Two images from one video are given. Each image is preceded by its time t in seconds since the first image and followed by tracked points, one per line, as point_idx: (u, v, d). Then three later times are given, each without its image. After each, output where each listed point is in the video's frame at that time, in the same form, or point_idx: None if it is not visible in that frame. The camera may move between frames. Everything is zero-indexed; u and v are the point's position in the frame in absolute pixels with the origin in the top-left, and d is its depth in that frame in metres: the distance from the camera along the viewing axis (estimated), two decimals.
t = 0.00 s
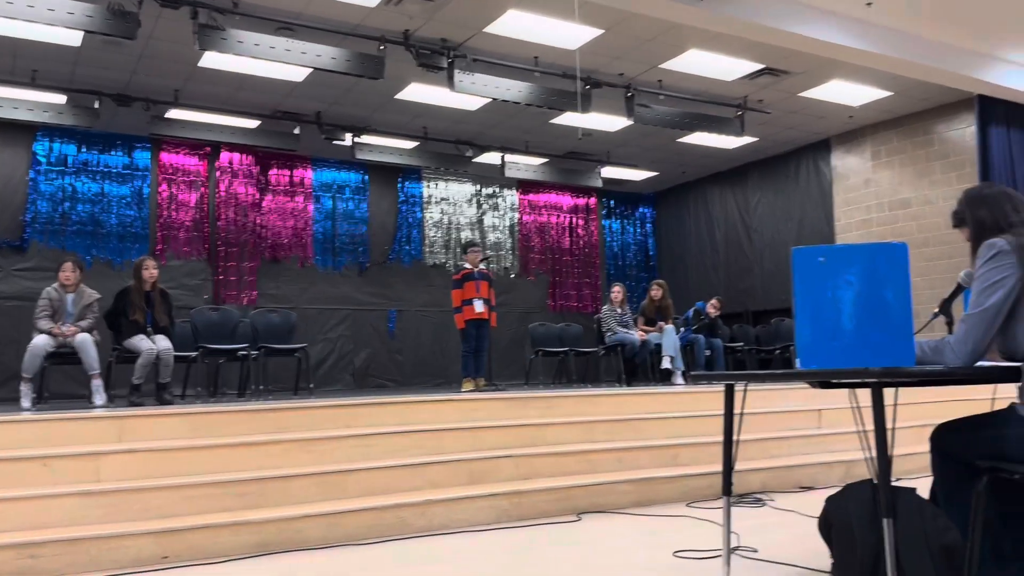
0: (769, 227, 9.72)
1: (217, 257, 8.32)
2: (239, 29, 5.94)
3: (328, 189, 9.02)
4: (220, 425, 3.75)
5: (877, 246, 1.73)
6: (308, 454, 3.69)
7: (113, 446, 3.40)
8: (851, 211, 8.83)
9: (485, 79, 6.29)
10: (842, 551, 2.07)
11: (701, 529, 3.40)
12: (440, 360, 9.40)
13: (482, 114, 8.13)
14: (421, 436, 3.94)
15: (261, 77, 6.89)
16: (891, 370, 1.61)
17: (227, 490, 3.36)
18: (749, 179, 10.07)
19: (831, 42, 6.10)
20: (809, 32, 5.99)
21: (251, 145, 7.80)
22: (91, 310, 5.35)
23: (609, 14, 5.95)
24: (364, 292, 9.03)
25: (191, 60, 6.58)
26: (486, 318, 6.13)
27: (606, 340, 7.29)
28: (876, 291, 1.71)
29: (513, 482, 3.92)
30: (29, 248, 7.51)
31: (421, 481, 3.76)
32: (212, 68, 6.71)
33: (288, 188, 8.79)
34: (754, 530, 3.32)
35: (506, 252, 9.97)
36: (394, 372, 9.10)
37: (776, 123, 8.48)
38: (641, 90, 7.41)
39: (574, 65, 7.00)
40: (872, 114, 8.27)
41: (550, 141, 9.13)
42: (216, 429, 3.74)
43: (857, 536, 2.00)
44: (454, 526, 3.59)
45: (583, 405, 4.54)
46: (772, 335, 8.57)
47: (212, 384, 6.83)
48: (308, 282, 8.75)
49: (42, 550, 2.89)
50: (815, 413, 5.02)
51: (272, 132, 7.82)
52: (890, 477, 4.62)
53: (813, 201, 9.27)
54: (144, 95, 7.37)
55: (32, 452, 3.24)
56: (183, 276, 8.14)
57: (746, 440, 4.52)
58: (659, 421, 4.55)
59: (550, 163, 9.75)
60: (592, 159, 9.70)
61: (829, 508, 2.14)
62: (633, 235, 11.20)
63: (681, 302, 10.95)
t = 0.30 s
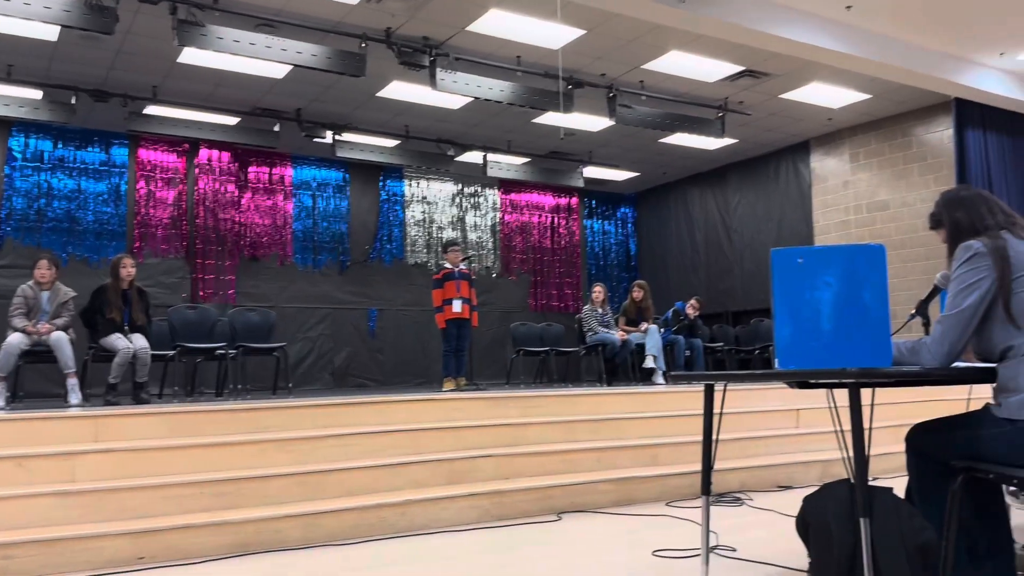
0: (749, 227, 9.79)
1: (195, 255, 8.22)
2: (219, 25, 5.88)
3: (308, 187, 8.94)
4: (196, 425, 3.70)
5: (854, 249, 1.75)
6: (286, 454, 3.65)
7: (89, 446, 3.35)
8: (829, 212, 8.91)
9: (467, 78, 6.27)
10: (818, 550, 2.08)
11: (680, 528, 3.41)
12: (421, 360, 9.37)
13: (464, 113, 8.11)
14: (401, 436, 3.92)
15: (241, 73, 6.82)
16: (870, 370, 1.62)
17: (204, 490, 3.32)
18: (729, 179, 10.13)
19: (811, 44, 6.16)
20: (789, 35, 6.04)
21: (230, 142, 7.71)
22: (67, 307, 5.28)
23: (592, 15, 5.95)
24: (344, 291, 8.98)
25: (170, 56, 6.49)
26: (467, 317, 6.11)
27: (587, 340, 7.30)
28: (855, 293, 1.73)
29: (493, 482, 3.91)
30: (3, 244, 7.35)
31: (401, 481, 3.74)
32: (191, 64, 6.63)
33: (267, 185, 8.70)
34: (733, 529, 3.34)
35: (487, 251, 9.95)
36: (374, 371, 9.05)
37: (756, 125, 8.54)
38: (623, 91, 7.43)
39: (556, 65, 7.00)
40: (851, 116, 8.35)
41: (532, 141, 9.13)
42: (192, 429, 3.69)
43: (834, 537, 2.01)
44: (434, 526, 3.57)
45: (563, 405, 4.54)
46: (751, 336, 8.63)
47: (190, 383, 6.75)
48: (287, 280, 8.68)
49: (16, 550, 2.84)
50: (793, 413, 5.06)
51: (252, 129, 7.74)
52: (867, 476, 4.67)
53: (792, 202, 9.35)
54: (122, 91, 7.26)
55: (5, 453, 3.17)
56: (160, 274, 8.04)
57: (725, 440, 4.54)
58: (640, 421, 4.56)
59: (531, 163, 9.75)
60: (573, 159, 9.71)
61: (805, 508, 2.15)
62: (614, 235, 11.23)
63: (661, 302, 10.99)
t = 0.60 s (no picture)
0: (735, 228, 9.84)
1: (180, 254, 8.16)
2: (205, 23, 5.83)
3: (294, 186, 8.88)
4: (182, 425, 3.66)
5: (839, 249, 1.76)
6: (273, 454, 3.63)
7: (72, 446, 3.31)
8: (815, 213, 8.97)
9: (455, 77, 6.26)
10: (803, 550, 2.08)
11: (667, 528, 3.42)
12: (409, 360, 9.34)
13: (452, 113, 8.09)
14: (388, 436, 3.90)
15: (227, 71, 6.77)
16: (855, 371, 1.63)
17: (189, 491, 3.29)
18: (716, 180, 10.18)
19: (798, 46, 6.19)
20: (776, 37, 6.07)
21: (216, 140, 7.65)
22: (51, 307, 5.23)
23: (580, 15, 5.96)
24: (332, 291, 8.95)
25: (156, 54, 6.44)
26: (455, 317, 6.10)
27: (574, 340, 7.30)
28: (840, 294, 1.73)
29: (481, 482, 3.90)
30: None
31: (388, 481, 3.72)
32: (177, 62, 6.57)
33: (254, 184, 8.64)
34: (719, 529, 3.35)
35: (475, 251, 9.93)
36: (361, 371, 9.02)
37: (743, 126, 8.57)
38: (611, 91, 7.44)
39: (544, 66, 7.00)
40: (837, 118, 8.40)
41: (520, 141, 9.12)
42: (178, 429, 3.66)
43: (820, 536, 2.02)
44: (420, 527, 3.56)
45: (550, 405, 4.54)
46: (738, 336, 8.67)
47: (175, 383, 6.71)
48: (273, 280, 8.64)
49: None
50: (779, 413, 5.09)
51: (238, 128, 7.69)
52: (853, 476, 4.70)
53: (778, 203, 9.40)
54: (106, 89, 7.19)
55: None
56: (146, 274, 7.99)
57: (712, 440, 4.55)
58: (627, 421, 4.57)
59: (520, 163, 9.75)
60: (561, 159, 9.72)
61: (791, 508, 2.15)
62: (602, 235, 11.25)
63: (649, 302, 11.03)
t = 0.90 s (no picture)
0: (730, 228, 9.86)
1: (174, 255, 8.14)
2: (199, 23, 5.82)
3: (289, 187, 8.86)
4: (176, 426, 3.65)
5: (833, 250, 1.76)
6: (268, 456, 3.62)
7: (66, 447, 3.30)
8: (810, 214, 8.99)
9: (450, 78, 6.25)
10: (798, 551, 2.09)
11: (662, 528, 3.42)
12: (403, 360, 9.33)
13: (448, 114, 8.09)
14: (383, 437, 3.90)
15: (222, 72, 6.76)
16: (849, 371, 1.63)
17: (184, 492, 3.28)
18: (711, 181, 10.19)
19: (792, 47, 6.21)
20: (770, 38, 6.08)
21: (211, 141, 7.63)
22: (45, 308, 5.21)
23: (575, 16, 5.96)
24: (326, 292, 8.93)
25: (149, 54, 6.42)
26: (450, 318, 6.10)
27: (569, 341, 7.30)
28: (834, 294, 1.74)
29: (477, 483, 3.89)
30: None
31: (384, 482, 3.72)
32: (172, 62, 6.56)
33: (248, 185, 8.61)
34: (715, 529, 3.35)
35: (470, 251, 9.92)
36: (356, 372, 9.01)
37: (737, 127, 8.59)
38: (606, 92, 7.45)
39: (539, 66, 7.01)
40: (832, 118, 8.42)
41: (515, 142, 9.13)
42: (172, 430, 3.64)
43: (815, 537, 2.02)
44: (416, 528, 3.55)
45: (546, 405, 4.54)
46: (732, 337, 8.68)
47: (170, 384, 6.69)
48: (268, 281, 8.62)
49: None
50: (774, 413, 5.10)
51: (233, 128, 7.67)
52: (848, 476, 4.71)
53: (773, 203, 9.42)
54: (100, 89, 7.17)
55: None
56: (140, 275, 7.97)
57: (707, 440, 4.56)
58: (623, 422, 4.57)
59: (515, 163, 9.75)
60: (556, 160, 9.73)
61: (786, 508, 2.16)
62: (597, 236, 11.26)
63: (644, 303, 11.04)
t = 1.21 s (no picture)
0: (734, 230, 9.85)
1: (179, 259, 8.17)
2: (204, 28, 5.84)
3: (294, 191, 8.90)
4: (181, 429, 3.66)
5: (837, 251, 1.76)
6: (273, 458, 3.63)
7: (71, 451, 3.31)
8: (814, 215, 8.98)
9: (453, 81, 6.26)
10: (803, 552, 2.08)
11: (667, 531, 3.42)
12: (407, 363, 9.33)
13: (451, 116, 8.10)
14: (387, 440, 3.90)
15: (226, 76, 6.78)
16: (854, 372, 1.63)
17: (189, 495, 3.29)
18: (714, 183, 10.19)
19: (795, 48, 6.20)
20: (773, 39, 6.08)
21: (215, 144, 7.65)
22: (51, 312, 5.23)
23: (578, 19, 5.97)
24: (331, 295, 8.95)
25: (154, 58, 6.45)
26: (453, 321, 6.10)
27: (573, 343, 7.29)
28: (838, 295, 1.74)
29: (481, 485, 3.89)
30: None
31: (388, 485, 3.72)
32: (176, 66, 6.58)
33: (253, 188, 8.66)
34: (720, 531, 3.34)
35: (474, 254, 9.93)
36: (360, 375, 9.02)
37: (741, 128, 8.59)
38: (609, 94, 7.45)
39: (542, 69, 7.02)
40: (835, 119, 8.41)
41: (519, 144, 9.14)
42: (177, 433, 3.65)
43: (820, 538, 2.02)
44: (420, 530, 3.55)
45: (550, 407, 4.54)
46: (736, 338, 8.67)
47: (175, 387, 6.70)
48: (272, 284, 8.64)
49: None
50: (779, 415, 5.09)
51: (237, 132, 7.70)
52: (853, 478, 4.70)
53: (777, 204, 9.41)
54: (105, 94, 7.20)
55: None
56: (145, 278, 7.99)
57: (712, 442, 4.55)
58: (627, 424, 4.57)
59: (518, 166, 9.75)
60: (559, 162, 9.73)
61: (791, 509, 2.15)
62: (600, 238, 11.26)
63: (647, 305, 11.03)
